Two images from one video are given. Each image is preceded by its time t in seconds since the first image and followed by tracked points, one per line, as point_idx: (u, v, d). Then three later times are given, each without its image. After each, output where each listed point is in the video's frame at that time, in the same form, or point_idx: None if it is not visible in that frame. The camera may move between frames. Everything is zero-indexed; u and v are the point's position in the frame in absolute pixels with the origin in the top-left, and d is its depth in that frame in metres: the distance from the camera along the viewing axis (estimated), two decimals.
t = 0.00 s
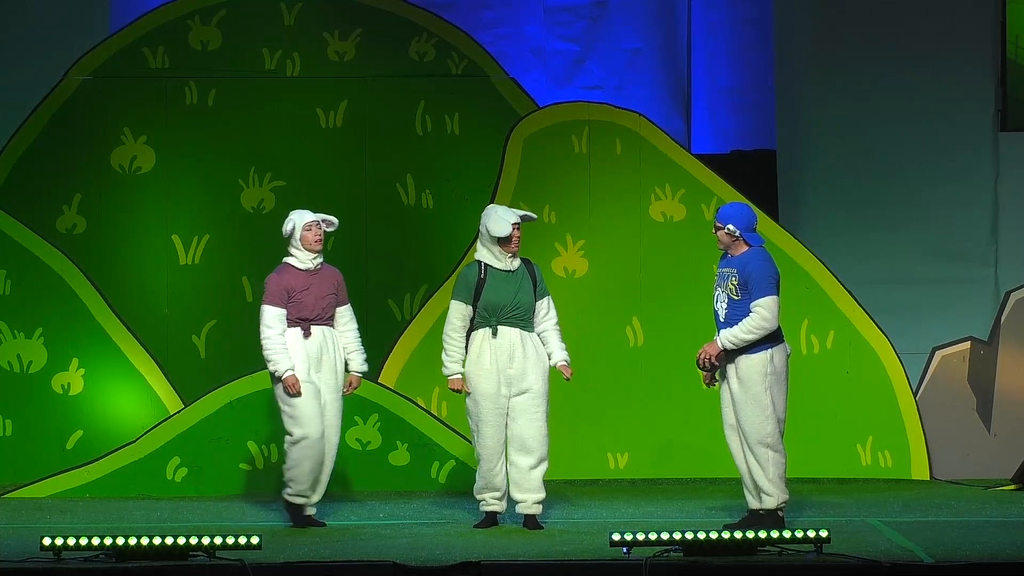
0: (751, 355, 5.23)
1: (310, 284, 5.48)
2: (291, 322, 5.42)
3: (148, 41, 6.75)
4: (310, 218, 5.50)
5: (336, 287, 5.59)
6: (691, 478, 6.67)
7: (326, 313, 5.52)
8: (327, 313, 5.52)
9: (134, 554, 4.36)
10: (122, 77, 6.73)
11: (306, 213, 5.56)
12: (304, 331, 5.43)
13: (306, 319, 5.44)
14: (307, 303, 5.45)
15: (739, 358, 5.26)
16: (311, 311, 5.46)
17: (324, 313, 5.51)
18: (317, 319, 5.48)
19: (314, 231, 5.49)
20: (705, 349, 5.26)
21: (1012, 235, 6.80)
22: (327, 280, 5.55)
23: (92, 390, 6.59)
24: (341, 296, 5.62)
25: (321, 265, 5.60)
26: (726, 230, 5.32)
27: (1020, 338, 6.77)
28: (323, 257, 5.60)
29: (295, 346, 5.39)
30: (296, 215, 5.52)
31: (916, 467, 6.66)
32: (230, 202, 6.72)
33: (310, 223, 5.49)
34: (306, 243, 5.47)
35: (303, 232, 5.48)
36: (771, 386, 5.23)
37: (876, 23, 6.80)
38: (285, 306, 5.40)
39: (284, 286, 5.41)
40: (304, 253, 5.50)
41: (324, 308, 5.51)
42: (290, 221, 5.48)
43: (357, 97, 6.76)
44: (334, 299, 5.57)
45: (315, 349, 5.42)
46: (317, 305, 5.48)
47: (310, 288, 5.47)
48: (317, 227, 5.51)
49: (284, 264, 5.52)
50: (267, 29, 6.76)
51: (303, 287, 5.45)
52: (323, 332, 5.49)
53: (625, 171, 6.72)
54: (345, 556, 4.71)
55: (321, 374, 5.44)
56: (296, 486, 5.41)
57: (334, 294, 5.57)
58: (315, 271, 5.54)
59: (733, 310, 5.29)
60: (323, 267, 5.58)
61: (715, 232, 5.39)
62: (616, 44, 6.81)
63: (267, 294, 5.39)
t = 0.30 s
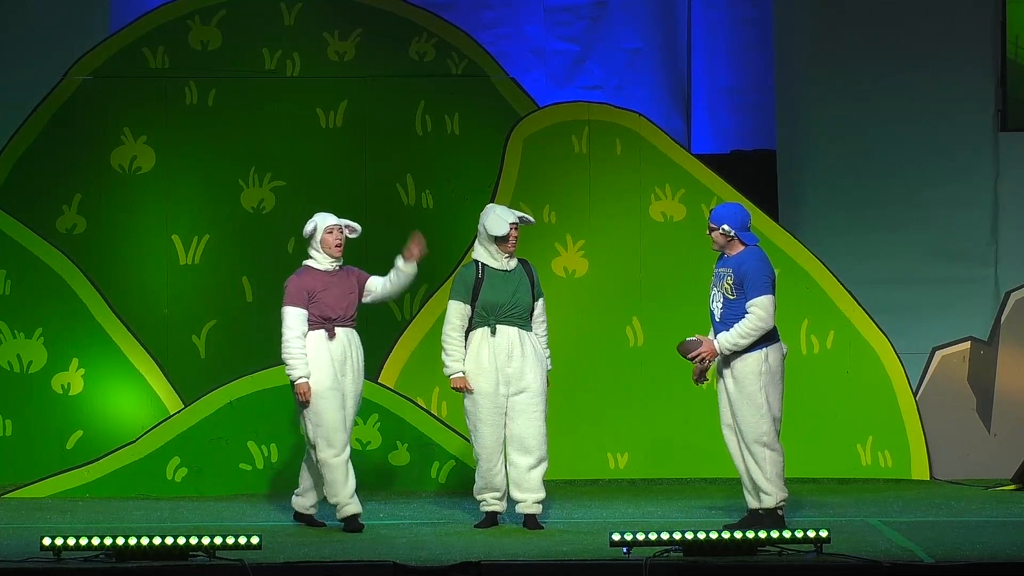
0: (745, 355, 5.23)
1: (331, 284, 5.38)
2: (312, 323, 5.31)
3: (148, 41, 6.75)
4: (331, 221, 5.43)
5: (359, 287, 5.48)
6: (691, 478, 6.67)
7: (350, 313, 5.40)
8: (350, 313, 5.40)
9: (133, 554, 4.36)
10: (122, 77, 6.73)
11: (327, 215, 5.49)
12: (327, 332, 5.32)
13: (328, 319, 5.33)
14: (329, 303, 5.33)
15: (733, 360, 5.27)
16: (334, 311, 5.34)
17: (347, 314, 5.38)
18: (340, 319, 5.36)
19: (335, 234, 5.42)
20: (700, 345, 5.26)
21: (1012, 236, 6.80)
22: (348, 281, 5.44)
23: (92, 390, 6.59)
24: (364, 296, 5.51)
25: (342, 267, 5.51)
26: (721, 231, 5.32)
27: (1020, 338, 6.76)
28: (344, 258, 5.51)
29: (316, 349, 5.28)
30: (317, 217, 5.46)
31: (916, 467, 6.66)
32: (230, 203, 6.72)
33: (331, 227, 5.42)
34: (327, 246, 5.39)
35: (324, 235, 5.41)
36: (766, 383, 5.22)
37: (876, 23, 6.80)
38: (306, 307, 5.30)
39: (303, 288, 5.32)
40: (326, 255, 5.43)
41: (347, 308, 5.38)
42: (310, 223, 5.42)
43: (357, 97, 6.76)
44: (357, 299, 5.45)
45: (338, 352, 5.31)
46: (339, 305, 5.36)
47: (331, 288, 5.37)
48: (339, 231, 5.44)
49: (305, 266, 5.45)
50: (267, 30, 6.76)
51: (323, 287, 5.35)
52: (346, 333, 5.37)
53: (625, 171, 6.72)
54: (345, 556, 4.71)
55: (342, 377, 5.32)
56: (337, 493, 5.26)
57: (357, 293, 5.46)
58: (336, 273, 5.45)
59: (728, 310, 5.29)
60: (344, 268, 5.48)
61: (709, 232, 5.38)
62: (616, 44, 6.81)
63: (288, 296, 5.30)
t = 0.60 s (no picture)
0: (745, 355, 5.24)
1: (351, 283, 5.37)
2: (333, 323, 5.30)
3: (148, 41, 6.75)
4: (350, 220, 5.40)
5: (379, 285, 5.48)
6: (691, 478, 6.67)
7: (371, 313, 5.39)
8: (371, 312, 5.39)
9: (133, 554, 4.36)
10: (122, 77, 6.73)
11: (345, 213, 5.46)
12: (346, 331, 5.31)
13: (348, 319, 5.32)
14: (349, 303, 5.32)
15: (733, 360, 5.28)
16: (355, 311, 5.34)
17: (368, 312, 5.38)
18: (361, 318, 5.36)
19: (354, 233, 5.40)
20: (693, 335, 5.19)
21: (1012, 236, 6.80)
22: (368, 279, 5.44)
23: (92, 390, 6.59)
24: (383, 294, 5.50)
25: (361, 265, 5.50)
26: (721, 230, 5.32)
27: (1020, 338, 6.76)
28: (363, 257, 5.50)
29: (337, 348, 5.26)
30: (334, 216, 5.44)
31: (916, 467, 6.66)
32: (230, 203, 6.72)
33: (349, 225, 5.40)
34: (346, 244, 5.37)
35: (342, 234, 5.39)
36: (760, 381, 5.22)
37: (876, 23, 6.80)
38: (327, 308, 5.29)
39: (324, 288, 5.29)
40: (344, 255, 5.40)
41: (368, 306, 5.38)
42: (330, 222, 5.40)
43: (357, 97, 6.76)
44: (377, 296, 5.45)
45: (357, 351, 5.30)
46: (361, 304, 5.36)
47: (352, 288, 5.35)
48: (356, 229, 5.41)
49: (324, 266, 5.43)
50: (267, 30, 6.76)
51: (344, 287, 5.34)
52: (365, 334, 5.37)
53: (625, 171, 6.72)
54: (345, 556, 4.71)
55: (364, 377, 5.30)
56: (343, 497, 5.26)
57: (377, 292, 5.45)
58: (355, 271, 5.43)
59: (728, 310, 5.29)
60: (363, 267, 5.47)
61: (709, 232, 5.38)
62: (616, 44, 6.81)
63: (308, 296, 5.28)
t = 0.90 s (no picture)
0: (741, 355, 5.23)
1: (367, 284, 5.29)
2: (348, 325, 5.24)
3: (148, 41, 6.75)
4: (373, 220, 5.30)
5: (399, 288, 5.39)
6: (691, 478, 6.67)
7: (387, 315, 5.31)
8: (388, 315, 5.30)
9: (133, 554, 4.36)
10: (122, 77, 6.73)
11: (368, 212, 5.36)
12: (361, 334, 5.22)
13: (363, 322, 5.24)
14: (364, 304, 5.25)
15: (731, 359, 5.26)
16: (370, 313, 5.26)
17: (384, 315, 5.29)
18: (376, 320, 5.27)
19: (376, 233, 5.31)
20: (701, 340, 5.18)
21: (1012, 236, 6.80)
22: (386, 282, 5.35)
23: (92, 390, 6.59)
24: (402, 297, 5.41)
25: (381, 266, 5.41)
26: (717, 229, 5.31)
27: (1020, 338, 6.77)
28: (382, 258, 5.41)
29: (353, 351, 5.20)
30: (360, 214, 5.33)
31: (916, 467, 6.66)
32: (230, 203, 6.72)
33: (373, 225, 5.30)
34: (369, 245, 5.29)
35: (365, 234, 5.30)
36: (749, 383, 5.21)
37: (875, 23, 6.80)
38: (342, 309, 5.23)
39: (340, 290, 5.23)
40: (364, 255, 5.32)
41: (384, 310, 5.29)
42: (353, 221, 5.27)
43: (357, 97, 6.76)
44: (395, 301, 5.35)
45: (374, 354, 5.22)
46: (376, 307, 5.27)
47: (369, 290, 5.28)
48: (380, 231, 5.32)
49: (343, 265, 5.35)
50: (267, 30, 6.76)
51: (359, 289, 5.26)
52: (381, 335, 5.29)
53: (625, 171, 6.72)
54: (345, 557, 4.71)
55: (382, 381, 5.22)
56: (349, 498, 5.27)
57: (395, 295, 5.36)
58: (372, 272, 5.35)
59: (725, 310, 5.29)
60: (381, 268, 5.38)
61: (703, 231, 5.36)
62: (616, 44, 6.81)
63: (324, 296, 5.23)
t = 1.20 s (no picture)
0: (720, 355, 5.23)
1: (398, 283, 5.28)
2: (376, 323, 5.24)
3: (148, 41, 6.75)
4: (405, 219, 5.29)
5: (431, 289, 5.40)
6: (690, 478, 6.67)
7: (416, 315, 5.30)
8: (417, 315, 5.30)
9: (133, 554, 4.36)
10: (122, 77, 6.73)
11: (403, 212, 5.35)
12: (389, 332, 5.23)
13: (393, 320, 5.24)
14: (395, 303, 5.25)
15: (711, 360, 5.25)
16: (399, 312, 5.25)
17: (413, 315, 5.29)
18: (405, 320, 5.27)
19: (410, 233, 5.29)
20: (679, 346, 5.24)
21: (1012, 236, 6.80)
22: (417, 281, 5.34)
23: (92, 390, 6.59)
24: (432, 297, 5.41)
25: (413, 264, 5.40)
26: (707, 229, 5.31)
27: (1020, 338, 6.77)
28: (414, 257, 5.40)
29: (375, 350, 5.21)
30: (393, 212, 5.32)
31: (916, 467, 6.66)
32: (230, 203, 6.72)
33: (405, 224, 5.29)
34: (400, 244, 5.27)
35: (397, 233, 5.28)
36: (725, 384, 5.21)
37: (875, 23, 6.81)
38: (371, 308, 5.22)
39: (371, 287, 5.22)
40: (396, 254, 5.31)
41: (413, 309, 5.28)
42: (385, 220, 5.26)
43: (357, 97, 6.76)
44: (426, 300, 5.35)
45: (396, 354, 5.21)
46: (406, 306, 5.27)
47: (401, 290, 5.27)
48: (413, 230, 5.31)
49: (375, 263, 5.34)
50: (267, 30, 6.76)
51: (390, 288, 5.25)
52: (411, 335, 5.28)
53: (625, 171, 6.72)
54: (346, 556, 4.71)
55: (402, 380, 5.21)
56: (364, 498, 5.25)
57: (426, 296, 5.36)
58: (405, 271, 5.33)
59: (705, 310, 5.29)
60: (414, 268, 5.37)
61: (694, 230, 5.37)
62: (616, 44, 6.81)
63: (354, 294, 5.22)
